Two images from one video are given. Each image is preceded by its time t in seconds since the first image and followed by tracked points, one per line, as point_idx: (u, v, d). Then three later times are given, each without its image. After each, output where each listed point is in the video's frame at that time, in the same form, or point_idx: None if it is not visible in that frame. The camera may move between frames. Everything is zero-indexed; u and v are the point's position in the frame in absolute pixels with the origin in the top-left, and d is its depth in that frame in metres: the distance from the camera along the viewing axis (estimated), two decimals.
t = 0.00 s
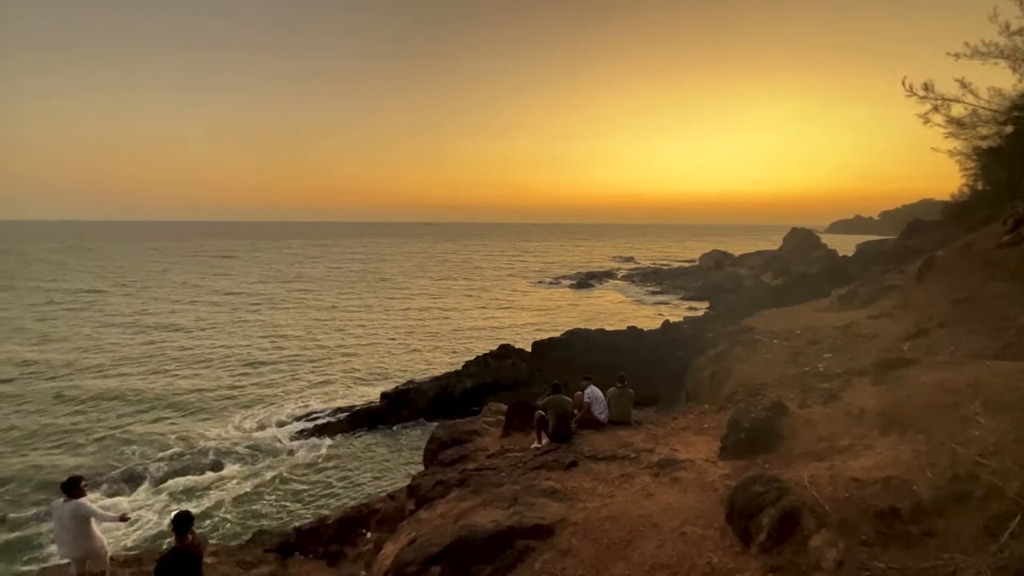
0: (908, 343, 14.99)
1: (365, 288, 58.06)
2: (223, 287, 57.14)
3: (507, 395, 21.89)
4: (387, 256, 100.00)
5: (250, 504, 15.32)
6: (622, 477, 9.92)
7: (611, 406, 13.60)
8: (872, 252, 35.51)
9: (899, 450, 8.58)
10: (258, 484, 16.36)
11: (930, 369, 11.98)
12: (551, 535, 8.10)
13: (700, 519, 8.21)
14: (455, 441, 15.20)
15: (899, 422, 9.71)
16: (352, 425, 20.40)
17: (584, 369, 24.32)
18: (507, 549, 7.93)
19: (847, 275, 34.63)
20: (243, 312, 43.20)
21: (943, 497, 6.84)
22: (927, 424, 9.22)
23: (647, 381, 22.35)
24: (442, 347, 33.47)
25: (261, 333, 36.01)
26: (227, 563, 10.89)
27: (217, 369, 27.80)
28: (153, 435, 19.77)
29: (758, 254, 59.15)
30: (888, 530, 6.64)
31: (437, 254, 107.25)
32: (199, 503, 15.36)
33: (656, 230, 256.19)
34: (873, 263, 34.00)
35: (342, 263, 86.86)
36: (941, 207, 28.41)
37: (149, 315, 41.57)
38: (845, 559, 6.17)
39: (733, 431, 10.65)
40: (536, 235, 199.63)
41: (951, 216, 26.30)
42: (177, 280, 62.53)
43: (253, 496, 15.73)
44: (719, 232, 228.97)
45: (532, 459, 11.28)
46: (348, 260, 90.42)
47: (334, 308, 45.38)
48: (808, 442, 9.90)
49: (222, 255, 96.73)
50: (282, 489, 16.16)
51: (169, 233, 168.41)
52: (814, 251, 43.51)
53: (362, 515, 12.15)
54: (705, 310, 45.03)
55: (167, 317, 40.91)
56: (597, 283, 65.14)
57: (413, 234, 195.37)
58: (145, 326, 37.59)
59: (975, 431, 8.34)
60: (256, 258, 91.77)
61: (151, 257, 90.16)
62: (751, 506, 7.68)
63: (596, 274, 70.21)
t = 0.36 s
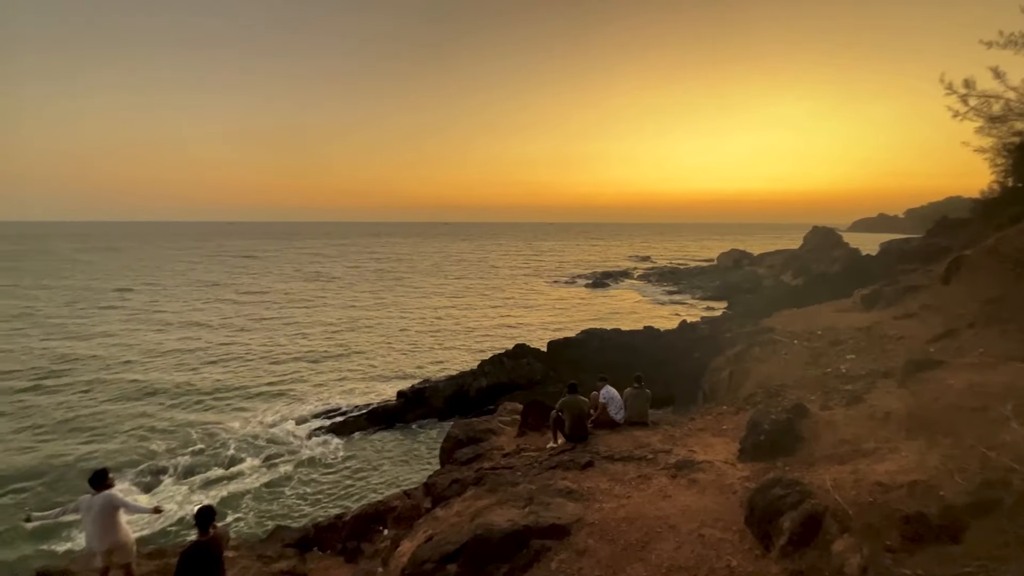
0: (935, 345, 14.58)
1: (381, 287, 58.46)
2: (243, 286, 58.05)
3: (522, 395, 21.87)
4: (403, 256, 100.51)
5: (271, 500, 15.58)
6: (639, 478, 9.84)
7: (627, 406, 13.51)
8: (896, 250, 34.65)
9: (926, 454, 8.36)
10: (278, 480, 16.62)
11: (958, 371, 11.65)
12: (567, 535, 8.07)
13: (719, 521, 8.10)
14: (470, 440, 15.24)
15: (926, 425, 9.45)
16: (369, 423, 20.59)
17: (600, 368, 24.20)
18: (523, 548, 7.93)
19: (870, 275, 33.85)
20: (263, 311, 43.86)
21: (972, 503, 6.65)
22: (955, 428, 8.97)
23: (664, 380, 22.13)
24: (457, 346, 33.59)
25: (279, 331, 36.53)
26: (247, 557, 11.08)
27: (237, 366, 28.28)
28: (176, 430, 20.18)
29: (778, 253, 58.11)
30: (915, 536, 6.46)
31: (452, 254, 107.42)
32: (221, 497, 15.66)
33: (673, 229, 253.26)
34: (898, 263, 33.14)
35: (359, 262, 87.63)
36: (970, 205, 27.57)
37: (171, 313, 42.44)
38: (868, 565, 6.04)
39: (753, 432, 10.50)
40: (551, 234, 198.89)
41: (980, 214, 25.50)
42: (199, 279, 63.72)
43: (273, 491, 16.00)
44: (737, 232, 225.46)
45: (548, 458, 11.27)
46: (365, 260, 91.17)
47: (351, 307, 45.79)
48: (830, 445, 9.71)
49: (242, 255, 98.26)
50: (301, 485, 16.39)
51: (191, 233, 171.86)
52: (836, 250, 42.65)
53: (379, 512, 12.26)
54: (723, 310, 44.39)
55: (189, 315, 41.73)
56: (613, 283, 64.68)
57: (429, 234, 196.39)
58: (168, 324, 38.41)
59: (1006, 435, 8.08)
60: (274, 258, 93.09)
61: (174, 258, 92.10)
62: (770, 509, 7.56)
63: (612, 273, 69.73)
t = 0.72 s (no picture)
0: (964, 346, 14.17)
1: (397, 286, 58.78)
2: (263, 285, 59.10)
3: (538, 395, 21.84)
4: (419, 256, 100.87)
5: (291, 496, 15.81)
6: (656, 480, 9.74)
7: (644, 406, 13.40)
8: (922, 250, 33.72)
9: (954, 459, 8.13)
10: (298, 476, 16.86)
11: (988, 374, 11.30)
12: (583, 536, 8.04)
13: (738, 524, 7.99)
14: (486, 439, 15.27)
15: (955, 429, 9.19)
16: (385, 421, 20.76)
17: (616, 369, 24.02)
18: (539, 548, 7.92)
19: (895, 275, 33.00)
20: (281, 309, 44.45)
21: (1004, 509, 6.43)
22: (986, 433, 8.69)
23: (682, 380, 21.88)
24: (473, 345, 33.69)
25: (298, 329, 36.99)
26: (267, 551, 11.27)
27: (257, 363, 28.79)
28: (199, 426, 20.60)
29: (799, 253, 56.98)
30: (942, 542, 6.29)
31: (468, 253, 107.55)
32: (242, 492, 15.94)
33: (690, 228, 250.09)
34: (924, 262, 32.23)
35: (375, 262, 88.20)
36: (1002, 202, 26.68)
37: (194, 311, 43.44)
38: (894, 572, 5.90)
39: (773, 434, 10.32)
40: (567, 233, 197.84)
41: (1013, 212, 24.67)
42: (221, 278, 65.04)
43: (292, 487, 16.23)
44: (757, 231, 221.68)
45: (564, 458, 11.24)
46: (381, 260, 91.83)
47: (368, 306, 46.14)
48: (854, 448, 9.50)
49: (262, 254, 99.96)
50: (319, 482, 16.61)
51: (212, 233, 174.86)
52: (859, 249, 41.66)
53: (396, 509, 12.36)
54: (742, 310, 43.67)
55: (211, 313, 42.64)
56: (629, 283, 64.09)
57: (445, 234, 197.34)
58: (190, 322, 39.18)
59: None
60: (293, 257, 94.40)
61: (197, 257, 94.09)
62: (792, 513, 7.42)
63: (628, 273, 69.20)
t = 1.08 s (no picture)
0: (994, 349, 13.75)
1: (413, 285, 59.09)
2: (282, 284, 60.01)
3: (553, 394, 21.80)
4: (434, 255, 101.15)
5: (310, 492, 16.02)
6: (674, 481, 9.64)
7: (661, 407, 13.27)
8: (949, 250, 32.82)
9: (984, 465, 7.90)
10: (316, 472, 17.09)
11: (1020, 377, 10.95)
12: (600, 536, 8.01)
13: (758, 528, 7.87)
14: (501, 438, 15.28)
15: (985, 435, 8.93)
16: (401, 419, 20.90)
17: (632, 369, 23.84)
18: (556, 548, 7.90)
19: (921, 275, 32.18)
20: (299, 307, 45.03)
21: None
22: (1018, 439, 8.42)
23: (699, 381, 21.63)
24: (488, 344, 33.74)
25: (315, 327, 37.45)
26: (286, 546, 11.43)
27: (276, 360, 29.21)
28: (220, 421, 21.01)
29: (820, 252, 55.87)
30: (972, 550, 6.11)
31: (483, 252, 107.57)
32: (262, 487, 16.20)
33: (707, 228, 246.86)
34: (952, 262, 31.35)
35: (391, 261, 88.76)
36: None
37: (215, 309, 44.27)
38: None
39: (794, 437, 10.13)
40: (582, 233, 196.71)
41: None
42: (241, 276, 66.16)
43: (310, 483, 16.44)
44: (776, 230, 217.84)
45: (581, 458, 11.19)
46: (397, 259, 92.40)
47: (384, 305, 46.47)
48: (878, 452, 9.29)
49: (281, 253, 101.25)
50: (336, 478, 16.80)
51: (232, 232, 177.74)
52: (883, 249, 40.70)
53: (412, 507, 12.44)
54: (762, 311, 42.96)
55: (232, 311, 43.40)
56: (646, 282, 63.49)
57: (461, 233, 198.08)
58: (211, 320, 39.90)
59: None
60: (311, 256, 95.51)
61: (218, 255, 95.76)
62: (814, 517, 7.29)
63: (645, 273, 68.60)
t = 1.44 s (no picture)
0: None
1: (429, 284, 59.44)
2: (302, 282, 60.95)
3: (568, 394, 21.74)
4: (451, 254, 101.57)
5: (329, 487, 16.25)
6: (692, 484, 9.54)
7: (678, 409, 13.11)
8: (980, 251, 31.84)
9: (1017, 473, 7.64)
10: (335, 468, 17.32)
11: None
12: (617, 537, 7.96)
13: (779, 532, 7.74)
14: (517, 437, 15.29)
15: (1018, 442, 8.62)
16: (417, 417, 21.05)
17: (648, 370, 23.64)
18: (572, 548, 7.85)
19: (950, 277, 31.26)
20: (318, 305, 45.64)
21: None
22: None
23: (718, 383, 21.34)
24: (504, 343, 33.80)
25: (333, 325, 37.91)
26: (305, 540, 11.59)
27: (295, 357, 29.65)
28: (242, 415, 21.42)
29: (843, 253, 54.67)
30: (1003, 560, 5.91)
31: (499, 252, 107.63)
32: (282, 482, 16.48)
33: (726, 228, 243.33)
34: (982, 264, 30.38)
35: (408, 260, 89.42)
36: None
37: (237, 306, 45.15)
38: None
39: (816, 441, 9.93)
40: (599, 233, 195.50)
41: None
42: (261, 275, 67.27)
43: (328, 479, 16.64)
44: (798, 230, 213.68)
45: (597, 459, 11.13)
46: (413, 258, 93.02)
47: (400, 303, 46.87)
48: (904, 458, 9.05)
49: (300, 252, 102.67)
50: (354, 475, 16.98)
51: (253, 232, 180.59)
52: (910, 249, 39.63)
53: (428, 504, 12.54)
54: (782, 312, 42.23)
55: (253, 308, 44.22)
56: (663, 282, 62.87)
57: (477, 233, 198.78)
58: (232, 317, 40.68)
59: None
60: (329, 255, 96.74)
61: (240, 254, 97.75)
62: (837, 523, 7.13)
63: (662, 273, 68.02)
